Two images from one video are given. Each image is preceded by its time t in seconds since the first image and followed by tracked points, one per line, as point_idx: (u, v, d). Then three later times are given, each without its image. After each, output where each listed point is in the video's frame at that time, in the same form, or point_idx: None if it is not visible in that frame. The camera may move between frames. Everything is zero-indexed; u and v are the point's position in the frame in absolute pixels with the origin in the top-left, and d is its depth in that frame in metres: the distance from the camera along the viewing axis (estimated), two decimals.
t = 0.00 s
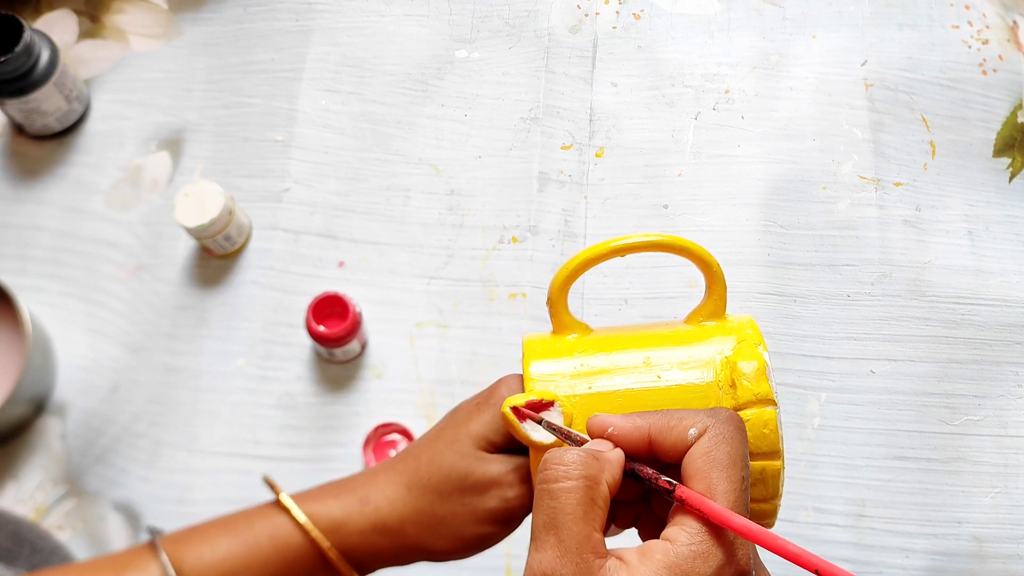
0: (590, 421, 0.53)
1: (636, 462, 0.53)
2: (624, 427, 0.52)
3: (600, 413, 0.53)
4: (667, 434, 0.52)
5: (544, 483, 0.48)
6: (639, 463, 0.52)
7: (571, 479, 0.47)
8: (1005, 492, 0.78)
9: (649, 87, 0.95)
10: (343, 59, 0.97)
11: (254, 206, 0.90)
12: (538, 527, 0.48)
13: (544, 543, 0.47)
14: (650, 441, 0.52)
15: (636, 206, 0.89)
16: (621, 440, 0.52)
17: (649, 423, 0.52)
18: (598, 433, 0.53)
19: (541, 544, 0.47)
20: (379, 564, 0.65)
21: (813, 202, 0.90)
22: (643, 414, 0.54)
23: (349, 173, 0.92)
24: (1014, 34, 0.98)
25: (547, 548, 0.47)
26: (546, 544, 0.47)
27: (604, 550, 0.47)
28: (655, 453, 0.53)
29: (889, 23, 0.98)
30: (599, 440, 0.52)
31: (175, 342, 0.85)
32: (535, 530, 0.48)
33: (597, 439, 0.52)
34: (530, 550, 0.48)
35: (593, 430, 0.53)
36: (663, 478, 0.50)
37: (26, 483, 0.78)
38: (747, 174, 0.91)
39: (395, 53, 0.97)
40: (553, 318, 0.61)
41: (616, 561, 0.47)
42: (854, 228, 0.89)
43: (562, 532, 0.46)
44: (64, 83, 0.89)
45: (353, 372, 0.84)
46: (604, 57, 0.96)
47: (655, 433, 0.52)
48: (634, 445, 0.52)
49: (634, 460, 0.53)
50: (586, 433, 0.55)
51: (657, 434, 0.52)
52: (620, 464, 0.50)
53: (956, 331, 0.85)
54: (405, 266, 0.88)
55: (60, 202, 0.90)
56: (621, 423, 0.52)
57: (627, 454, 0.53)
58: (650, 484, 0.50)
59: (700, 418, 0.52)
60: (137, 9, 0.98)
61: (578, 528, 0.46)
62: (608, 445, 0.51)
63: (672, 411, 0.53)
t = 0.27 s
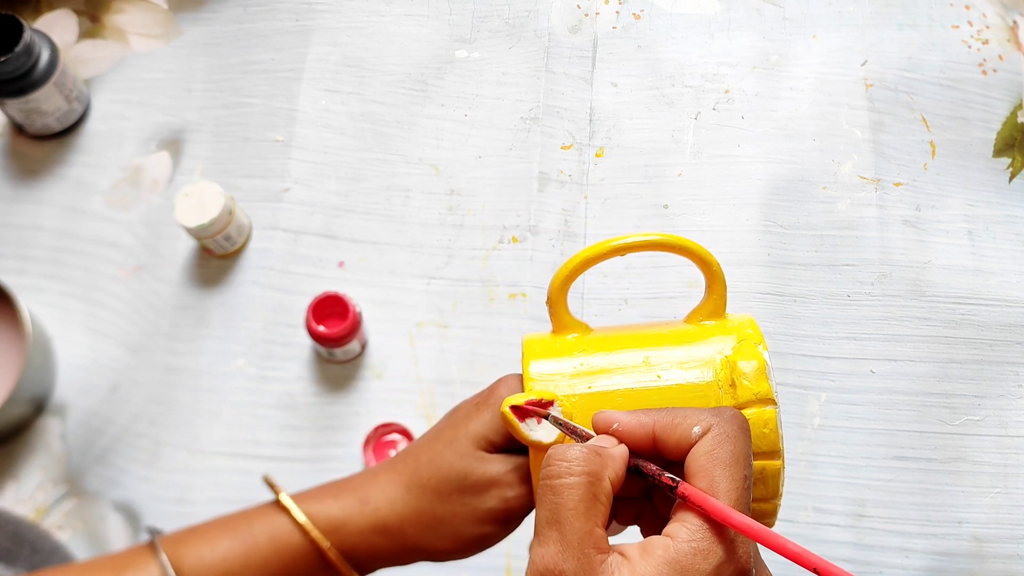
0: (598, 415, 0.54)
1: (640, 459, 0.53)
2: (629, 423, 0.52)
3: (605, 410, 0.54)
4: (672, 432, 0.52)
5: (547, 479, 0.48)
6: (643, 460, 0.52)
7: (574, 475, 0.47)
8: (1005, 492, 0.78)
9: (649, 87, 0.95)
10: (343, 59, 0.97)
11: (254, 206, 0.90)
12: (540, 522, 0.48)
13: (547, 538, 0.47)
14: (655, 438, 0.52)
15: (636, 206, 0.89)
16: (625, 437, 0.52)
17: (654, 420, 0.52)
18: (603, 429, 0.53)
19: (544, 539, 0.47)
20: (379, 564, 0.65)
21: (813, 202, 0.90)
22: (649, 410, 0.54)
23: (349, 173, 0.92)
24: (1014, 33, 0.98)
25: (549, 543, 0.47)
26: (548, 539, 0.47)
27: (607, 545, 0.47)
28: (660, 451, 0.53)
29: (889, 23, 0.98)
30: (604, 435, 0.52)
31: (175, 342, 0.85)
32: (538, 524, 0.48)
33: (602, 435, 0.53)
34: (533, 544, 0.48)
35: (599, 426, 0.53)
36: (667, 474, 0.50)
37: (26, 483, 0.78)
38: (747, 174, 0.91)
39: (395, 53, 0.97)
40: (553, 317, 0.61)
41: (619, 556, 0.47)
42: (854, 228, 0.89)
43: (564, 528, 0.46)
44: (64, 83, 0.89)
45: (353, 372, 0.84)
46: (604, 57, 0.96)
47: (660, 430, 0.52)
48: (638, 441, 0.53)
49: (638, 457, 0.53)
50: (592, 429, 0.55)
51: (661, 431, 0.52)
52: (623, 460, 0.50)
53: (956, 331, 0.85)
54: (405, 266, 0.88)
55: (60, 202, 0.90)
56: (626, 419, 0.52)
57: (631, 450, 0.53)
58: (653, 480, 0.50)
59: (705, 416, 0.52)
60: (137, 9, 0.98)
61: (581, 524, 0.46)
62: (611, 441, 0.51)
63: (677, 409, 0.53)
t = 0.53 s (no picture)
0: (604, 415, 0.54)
1: (647, 456, 0.53)
2: (637, 421, 0.53)
3: (613, 407, 0.54)
4: (679, 431, 0.52)
5: (554, 474, 0.48)
6: (651, 457, 0.52)
7: (581, 471, 0.47)
8: (1005, 492, 0.78)
9: (649, 87, 0.95)
10: (343, 59, 0.97)
11: (254, 206, 0.90)
12: (548, 516, 0.48)
13: (554, 531, 0.47)
14: (663, 437, 0.52)
15: (636, 206, 0.89)
16: (633, 434, 0.52)
17: (662, 419, 0.52)
18: (612, 426, 0.53)
19: (551, 533, 0.47)
20: (379, 566, 0.65)
21: (813, 202, 0.90)
22: (658, 408, 0.54)
23: (349, 173, 0.92)
24: (1014, 33, 0.98)
25: (556, 538, 0.47)
26: (555, 533, 0.47)
27: (613, 541, 0.47)
28: (668, 449, 0.53)
29: (889, 23, 0.98)
30: (613, 433, 0.52)
31: (175, 342, 0.85)
32: (545, 518, 0.49)
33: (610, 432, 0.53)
34: (540, 538, 0.48)
35: (607, 423, 0.53)
36: (674, 473, 0.50)
37: (27, 483, 0.78)
38: (747, 174, 0.91)
39: (395, 53, 0.97)
40: (554, 318, 0.61)
41: (625, 551, 0.47)
42: (854, 228, 0.89)
43: (572, 523, 0.47)
44: (64, 83, 0.89)
45: (353, 372, 0.84)
46: (604, 57, 0.96)
47: (668, 429, 0.52)
48: (646, 439, 0.53)
49: (646, 454, 0.53)
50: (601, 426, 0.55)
51: (669, 430, 0.52)
52: (631, 458, 0.50)
53: (956, 331, 0.85)
54: (405, 266, 0.88)
55: (60, 202, 0.90)
56: (635, 417, 0.52)
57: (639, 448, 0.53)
58: (661, 477, 0.51)
59: (713, 416, 0.51)
60: (137, 9, 0.98)
61: (588, 519, 0.47)
62: (620, 438, 0.51)
63: (685, 408, 0.53)
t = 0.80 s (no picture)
0: (634, 422, 0.53)
1: (680, 467, 0.52)
2: (673, 431, 0.52)
3: (647, 416, 0.52)
4: (718, 444, 0.51)
5: (597, 487, 0.47)
6: (687, 470, 0.52)
7: (627, 485, 0.46)
8: (1005, 492, 0.78)
9: (649, 87, 0.95)
10: (343, 59, 0.97)
11: (253, 205, 0.90)
12: (589, 530, 0.46)
13: (595, 547, 0.46)
14: (700, 449, 0.52)
15: (635, 206, 0.89)
16: (668, 445, 0.52)
17: (701, 430, 0.52)
18: (646, 436, 0.52)
19: (591, 549, 0.46)
20: (378, 565, 0.65)
21: (813, 202, 0.90)
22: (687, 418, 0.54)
23: (349, 173, 0.92)
24: (1014, 33, 0.98)
25: (598, 553, 0.46)
26: (597, 549, 0.46)
27: (653, 558, 0.47)
28: (702, 461, 0.53)
29: (889, 23, 0.98)
30: (646, 442, 0.51)
31: (175, 342, 0.85)
32: (583, 533, 0.47)
33: (646, 442, 0.51)
34: (578, 554, 0.46)
35: (642, 431, 0.52)
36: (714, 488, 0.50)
37: (26, 482, 0.78)
38: (747, 174, 0.91)
39: (395, 53, 0.97)
40: (552, 317, 0.61)
41: (663, 568, 0.47)
42: (854, 228, 0.89)
43: (616, 538, 0.46)
44: (64, 83, 0.89)
45: (353, 372, 0.84)
46: (604, 57, 0.96)
47: (706, 441, 0.52)
48: (683, 450, 0.52)
49: (678, 465, 0.52)
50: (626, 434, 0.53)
51: (708, 442, 0.52)
52: (670, 470, 0.49)
53: (956, 331, 0.85)
54: (405, 266, 0.88)
55: (60, 202, 0.91)
56: (671, 427, 0.52)
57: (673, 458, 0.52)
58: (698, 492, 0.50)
59: (754, 430, 0.52)
60: (137, 9, 0.99)
61: (633, 534, 0.46)
62: (656, 449, 0.50)
63: (719, 419, 0.53)
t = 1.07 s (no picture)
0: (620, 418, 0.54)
1: (667, 463, 0.53)
2: (658, 428, 0.52)
3: (632, 413, 0.53)
4: (703, 437, 0.52)
5: (582, 477, 0.47)
6: (673, 464, 0.52)
7: (611, 474, 0.47)
8: (1005, 492, 0.78)
9: (649, 87, 0.95)
10: (343, 59, 0.97)
11: (253, 205, 0.90)
12: (575, 520, 0.47)
13: (582, 535, 0.46)
14: (684, 444, 0.52)
15: (636, 206, 0.89)
16: (654, 441, 0.52)
17: (685, 425, 0.52)
18: (632, 433, 0.52)
19: (579, 537, 0.46)
20: (378, 566, 0.65)
21: (813, 202, 0.90)
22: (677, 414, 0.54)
23: (349, 173, 0.92)
24: (1014, 33, 0.98)
25: (585, 542, 0.46)
26: (584, 537, 0.46)
27: (640, 545, 0.47)
28: (688, 456, 0.53)
29: (889, 23, 0.98)
30: (632, 439, 0.52)
31: (175, 342, 0.85)
32: (571, 522, 0.47)
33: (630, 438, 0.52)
34: (566, 542, 0.47)
35: (626, 429, 0.52)
36: (700, 480, 0.50)
37: (26, 482, 0.78)
38: (747, 174, 0.91)
39: (395, 53, 0.97)
40: (552, 317, 0.61)
41: (651, 556, 0.47)
42: (854, 228, 0.89)
43: (602, 526, 0.46)
44: (64, 83, 0.89)
45: (353, 372, 0.84)
46: (604, 57, 0.96)
47: (690, 435, 0.52)
48: (668, 446, 0.52)
49: (666, 461, 0.53)
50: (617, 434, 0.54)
51: (692, 437, 0.52)
52: (655, 463, 0.49)
53: (956, 331, 0.85)
54: (405, 266, 0.88)
55: (60, 202, 0.91)
56: (656, 424, 0.52)
57: (659, 454, 0.52)
58: (685, 485, 0.50)
59: (737, 423, 0.52)
60: (137, 9, 0.99)
61: (619, 523, 0.46)
62: (642, 444, 0.51)
63: (704, 415, 0.53)
